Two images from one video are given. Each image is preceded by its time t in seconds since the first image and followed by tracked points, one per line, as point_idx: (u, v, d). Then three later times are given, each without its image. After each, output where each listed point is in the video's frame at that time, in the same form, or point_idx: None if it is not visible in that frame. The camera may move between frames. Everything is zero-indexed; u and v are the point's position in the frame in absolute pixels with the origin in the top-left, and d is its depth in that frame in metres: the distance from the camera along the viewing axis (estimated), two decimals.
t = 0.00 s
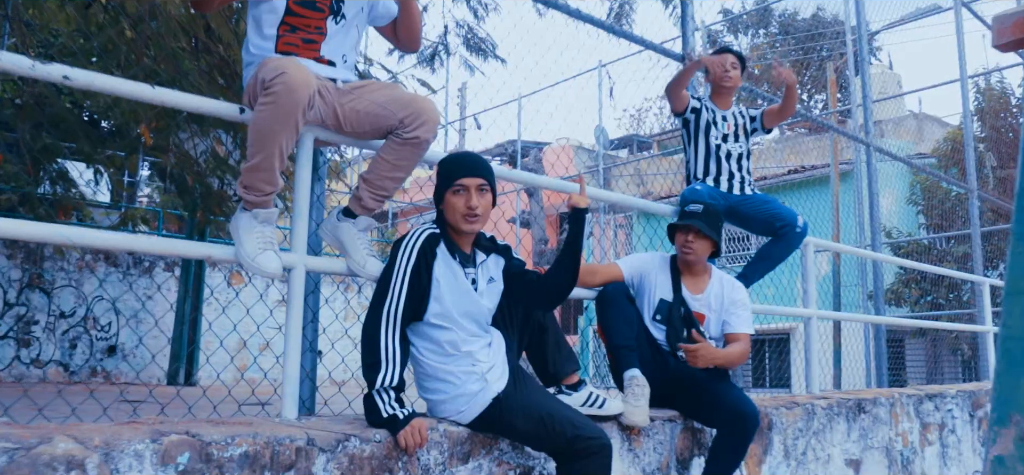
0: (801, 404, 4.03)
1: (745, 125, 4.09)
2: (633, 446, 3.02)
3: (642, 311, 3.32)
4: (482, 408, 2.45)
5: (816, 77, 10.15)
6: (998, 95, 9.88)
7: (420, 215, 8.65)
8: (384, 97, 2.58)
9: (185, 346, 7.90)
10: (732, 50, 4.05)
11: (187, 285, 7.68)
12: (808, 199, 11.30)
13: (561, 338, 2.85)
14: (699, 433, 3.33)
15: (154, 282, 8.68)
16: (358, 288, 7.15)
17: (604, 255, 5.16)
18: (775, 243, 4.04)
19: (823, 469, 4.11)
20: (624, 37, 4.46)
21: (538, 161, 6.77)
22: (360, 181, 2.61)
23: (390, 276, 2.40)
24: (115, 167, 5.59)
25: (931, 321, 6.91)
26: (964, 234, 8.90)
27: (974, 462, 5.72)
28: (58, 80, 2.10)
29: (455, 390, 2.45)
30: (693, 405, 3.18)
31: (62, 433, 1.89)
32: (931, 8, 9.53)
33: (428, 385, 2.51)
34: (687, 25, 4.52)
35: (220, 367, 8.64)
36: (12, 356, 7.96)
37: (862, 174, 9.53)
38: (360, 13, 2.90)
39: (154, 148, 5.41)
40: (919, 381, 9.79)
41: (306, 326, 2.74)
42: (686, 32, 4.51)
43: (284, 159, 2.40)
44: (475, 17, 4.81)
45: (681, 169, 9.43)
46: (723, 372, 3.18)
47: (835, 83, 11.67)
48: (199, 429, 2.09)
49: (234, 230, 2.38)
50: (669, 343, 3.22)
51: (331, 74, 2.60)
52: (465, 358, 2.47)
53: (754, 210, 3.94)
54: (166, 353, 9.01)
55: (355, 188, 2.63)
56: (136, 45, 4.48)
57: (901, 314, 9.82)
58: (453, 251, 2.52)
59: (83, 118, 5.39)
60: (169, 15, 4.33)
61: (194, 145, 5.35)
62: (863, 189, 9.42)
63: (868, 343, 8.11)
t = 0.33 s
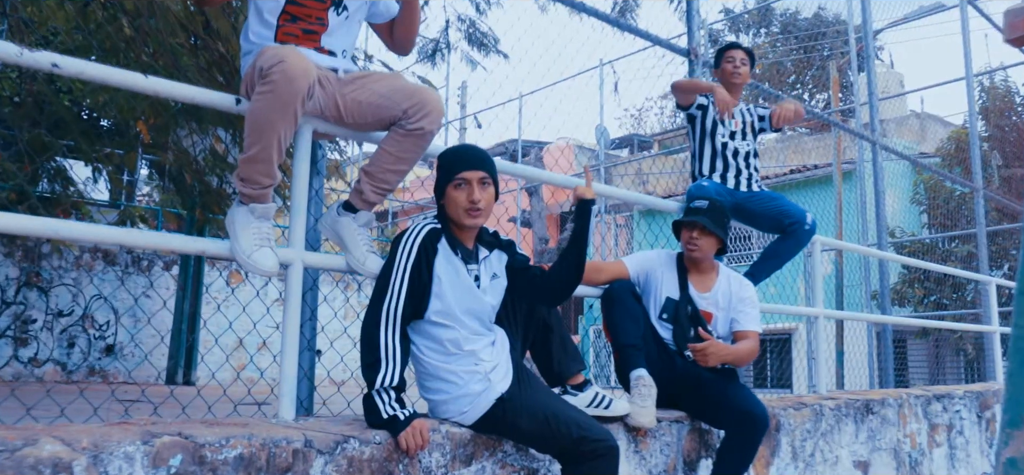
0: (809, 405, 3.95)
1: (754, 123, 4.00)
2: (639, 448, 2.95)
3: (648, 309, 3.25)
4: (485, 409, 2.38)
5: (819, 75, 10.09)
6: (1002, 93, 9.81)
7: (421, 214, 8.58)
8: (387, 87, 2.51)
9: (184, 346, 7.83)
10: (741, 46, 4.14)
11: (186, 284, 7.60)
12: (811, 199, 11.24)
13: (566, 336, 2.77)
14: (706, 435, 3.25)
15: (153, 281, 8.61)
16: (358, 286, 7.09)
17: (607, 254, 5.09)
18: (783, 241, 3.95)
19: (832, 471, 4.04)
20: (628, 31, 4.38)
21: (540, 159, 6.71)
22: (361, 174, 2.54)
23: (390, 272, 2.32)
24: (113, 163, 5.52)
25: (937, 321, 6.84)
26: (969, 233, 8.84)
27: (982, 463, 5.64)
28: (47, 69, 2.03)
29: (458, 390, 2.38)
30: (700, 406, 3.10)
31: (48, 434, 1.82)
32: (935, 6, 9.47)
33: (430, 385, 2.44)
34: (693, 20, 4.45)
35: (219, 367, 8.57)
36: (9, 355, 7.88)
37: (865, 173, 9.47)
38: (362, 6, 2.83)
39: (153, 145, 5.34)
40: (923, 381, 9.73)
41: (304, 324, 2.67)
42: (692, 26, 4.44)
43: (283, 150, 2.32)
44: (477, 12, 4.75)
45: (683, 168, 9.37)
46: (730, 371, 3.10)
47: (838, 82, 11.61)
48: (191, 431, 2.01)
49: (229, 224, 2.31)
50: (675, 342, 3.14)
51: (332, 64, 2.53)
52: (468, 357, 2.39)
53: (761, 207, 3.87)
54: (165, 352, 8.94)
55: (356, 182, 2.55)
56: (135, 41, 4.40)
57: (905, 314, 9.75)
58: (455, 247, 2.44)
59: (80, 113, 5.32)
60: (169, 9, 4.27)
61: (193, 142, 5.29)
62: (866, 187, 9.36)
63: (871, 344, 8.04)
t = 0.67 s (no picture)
0: (819, 404, 3.88)
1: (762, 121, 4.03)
2: (648, 448, 2.87)
3: (656, 306, 3.17)
4: (490, 408, 2.30)
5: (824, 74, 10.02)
6: (1008, 92, 9.74)
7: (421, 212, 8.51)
8: (391, 76, 2.43)
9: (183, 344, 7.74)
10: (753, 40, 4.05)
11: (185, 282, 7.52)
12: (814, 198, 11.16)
13: (574, 334, 2.70)
14: (716, 435, 3.16)
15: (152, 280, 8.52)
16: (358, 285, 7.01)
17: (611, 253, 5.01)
18: (793, 238, 3.87)
19: (841, 472, 3.96)
20: (633, 26, 4.30)
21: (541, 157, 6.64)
22: (362, 167, 2.46)
23: (392, 266, 2.25)
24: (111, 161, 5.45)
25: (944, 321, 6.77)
26: (975, 232, 8.76)
27: (991, 464, 5.57)
28: (35, 53, 1.95)
29: (462, 388, 2.30)
30: (708, 404, 3.02)
31: (34, 434, 1.74)
32: (940, 3, 9.39)
33: (433, 383, 2.36)
34: (700, 14, 4.37)
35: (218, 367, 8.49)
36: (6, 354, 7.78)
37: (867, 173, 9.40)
38: None
39: (151, 143, 5.26)
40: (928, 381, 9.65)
41: (303, 321, 2.59)
42: (699, 20, 4.36)
43: (281, 140, 2.24)
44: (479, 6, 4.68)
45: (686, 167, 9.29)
46: (739, 370, 3.03)
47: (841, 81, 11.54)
48: (186, 430, 1.93)
49: (226, 216, 2.23)
50: (684, 340, 3.08)
51: (334, 52, 2.45)
52: (473, 354, 2.31)
53: (771, 202, 3.79)
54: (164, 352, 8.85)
55: (357, 174, 2.47)
56: (134, 40, 4.31)
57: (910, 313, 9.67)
58: (459, 240, 2.37)
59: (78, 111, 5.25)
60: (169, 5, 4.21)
61: (192, 140, 5.22)
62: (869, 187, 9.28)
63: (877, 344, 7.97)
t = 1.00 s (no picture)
0: (829, 404, 3.80)
1: (774, 118, 4.09)
2: (657, 448, 2.79)
3: (665, 302, 3.10)
4: (497, 406, 2.22)
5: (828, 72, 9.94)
6: (1012, 90, 9.67)
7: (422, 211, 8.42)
8: (395, 62, 2.35)
9: (181, 342, 7.63)
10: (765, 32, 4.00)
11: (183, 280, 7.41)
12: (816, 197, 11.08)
13: (582, 330, 2.62)
14: (727, 435, 3.08)
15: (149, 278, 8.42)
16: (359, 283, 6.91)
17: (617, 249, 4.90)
18: (803, 233, 3.78)
19: (851, 472, 3.88)
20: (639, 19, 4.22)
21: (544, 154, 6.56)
22: (365, 156, 2.38)
23: (395, 259, 2.16)
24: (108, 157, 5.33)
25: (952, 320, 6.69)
26: (980, 231, 8.69)
27: (1000, 465, 5.49)
28: (24, 34, 1.86)
29: (468, 386, 2.22)
30: (718, 402, 2.94)
31: (20, 433, 1.66)
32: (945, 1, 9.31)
33: (438, 380, 2.28)
34: (707, 7, 4.29)
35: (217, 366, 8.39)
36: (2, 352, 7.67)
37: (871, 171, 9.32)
38: None
39: (148, 139, 5.17)
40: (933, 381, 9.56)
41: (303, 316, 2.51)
42: (706, 13, 4.29)
43: (282, 127, 2.16)
44: None
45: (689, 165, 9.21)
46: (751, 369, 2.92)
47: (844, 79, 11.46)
48: (180, 429, 1.85)
49: (223, 206, 2.14)
50: (696, 339, 3.02)
51: (336, 37, 2.37)
52: (479, 351, 2.23)
53: (781, 196, 3.70)
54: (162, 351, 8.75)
55: (361, 164, 2.39)
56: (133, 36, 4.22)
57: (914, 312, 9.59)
58: (465, 231, 2.28)
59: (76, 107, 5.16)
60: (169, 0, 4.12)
61: (191, 137, 5.14)
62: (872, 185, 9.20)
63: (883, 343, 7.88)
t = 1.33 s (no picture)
0: (832, 403, 3.72)
1: (776, 112, 4.04)
2: (661, 449, 2.70)
3: (668, 299, 3.03)
4: (497, 406, 2.14)
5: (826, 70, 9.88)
6: (1009, 89, 9.64)
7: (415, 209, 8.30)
8: (393, 47, 2.27)
9: (172, 341, 7.50)
10: (768, 24, 3.98)
11: (174, 278, 7.27)
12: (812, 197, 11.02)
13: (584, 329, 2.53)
14: (730, 434, 3.00)
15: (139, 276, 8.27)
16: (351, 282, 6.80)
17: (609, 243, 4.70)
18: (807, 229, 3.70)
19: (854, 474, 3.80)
20: (640, 11, 4.14)
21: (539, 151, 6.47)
22: (361, 144, 2.29)
23: (393, 250, 2.08)
24: (100, 155, 5.20)
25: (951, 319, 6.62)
26: (978, 230, 8.64)
27: (1000, 465, 5.43)
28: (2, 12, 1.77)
29: (467, 385, 2.14)
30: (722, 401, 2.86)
31: None
32: None
33: (435, 379, 2.19)
34: None
35: (207, 365, 8.26)
36: None
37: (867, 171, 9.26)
38: None
39: (139, 135, 5.05)
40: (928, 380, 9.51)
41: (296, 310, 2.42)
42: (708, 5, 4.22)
43: (274, 113, 2.07)
44: None
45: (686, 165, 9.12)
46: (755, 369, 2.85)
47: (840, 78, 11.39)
48: (165, 429, 1.76)
49: (212, 196, 2.05)
50: (700, 335, 2.94)
51: (331, 20, 2.27)
52: (480, 348, 2.15)
53: (784, 192, 3.62)
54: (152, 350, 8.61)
55: (356, 152, 2.30)
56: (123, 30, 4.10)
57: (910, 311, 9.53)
58: (466, 222, 2.20)
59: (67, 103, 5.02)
60: None
61: (183, 133, 5.04)
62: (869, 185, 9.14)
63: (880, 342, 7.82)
